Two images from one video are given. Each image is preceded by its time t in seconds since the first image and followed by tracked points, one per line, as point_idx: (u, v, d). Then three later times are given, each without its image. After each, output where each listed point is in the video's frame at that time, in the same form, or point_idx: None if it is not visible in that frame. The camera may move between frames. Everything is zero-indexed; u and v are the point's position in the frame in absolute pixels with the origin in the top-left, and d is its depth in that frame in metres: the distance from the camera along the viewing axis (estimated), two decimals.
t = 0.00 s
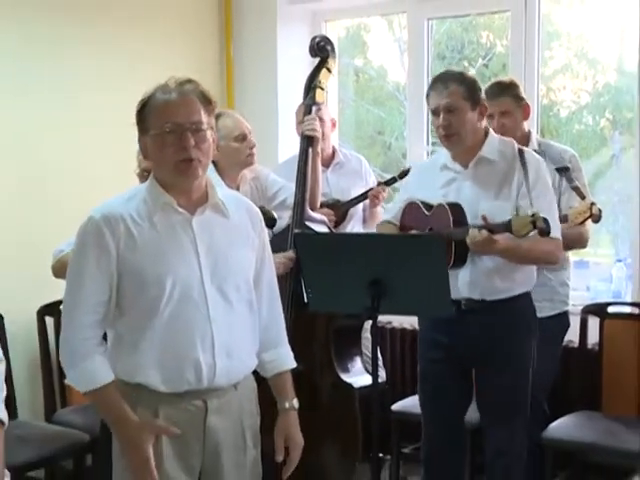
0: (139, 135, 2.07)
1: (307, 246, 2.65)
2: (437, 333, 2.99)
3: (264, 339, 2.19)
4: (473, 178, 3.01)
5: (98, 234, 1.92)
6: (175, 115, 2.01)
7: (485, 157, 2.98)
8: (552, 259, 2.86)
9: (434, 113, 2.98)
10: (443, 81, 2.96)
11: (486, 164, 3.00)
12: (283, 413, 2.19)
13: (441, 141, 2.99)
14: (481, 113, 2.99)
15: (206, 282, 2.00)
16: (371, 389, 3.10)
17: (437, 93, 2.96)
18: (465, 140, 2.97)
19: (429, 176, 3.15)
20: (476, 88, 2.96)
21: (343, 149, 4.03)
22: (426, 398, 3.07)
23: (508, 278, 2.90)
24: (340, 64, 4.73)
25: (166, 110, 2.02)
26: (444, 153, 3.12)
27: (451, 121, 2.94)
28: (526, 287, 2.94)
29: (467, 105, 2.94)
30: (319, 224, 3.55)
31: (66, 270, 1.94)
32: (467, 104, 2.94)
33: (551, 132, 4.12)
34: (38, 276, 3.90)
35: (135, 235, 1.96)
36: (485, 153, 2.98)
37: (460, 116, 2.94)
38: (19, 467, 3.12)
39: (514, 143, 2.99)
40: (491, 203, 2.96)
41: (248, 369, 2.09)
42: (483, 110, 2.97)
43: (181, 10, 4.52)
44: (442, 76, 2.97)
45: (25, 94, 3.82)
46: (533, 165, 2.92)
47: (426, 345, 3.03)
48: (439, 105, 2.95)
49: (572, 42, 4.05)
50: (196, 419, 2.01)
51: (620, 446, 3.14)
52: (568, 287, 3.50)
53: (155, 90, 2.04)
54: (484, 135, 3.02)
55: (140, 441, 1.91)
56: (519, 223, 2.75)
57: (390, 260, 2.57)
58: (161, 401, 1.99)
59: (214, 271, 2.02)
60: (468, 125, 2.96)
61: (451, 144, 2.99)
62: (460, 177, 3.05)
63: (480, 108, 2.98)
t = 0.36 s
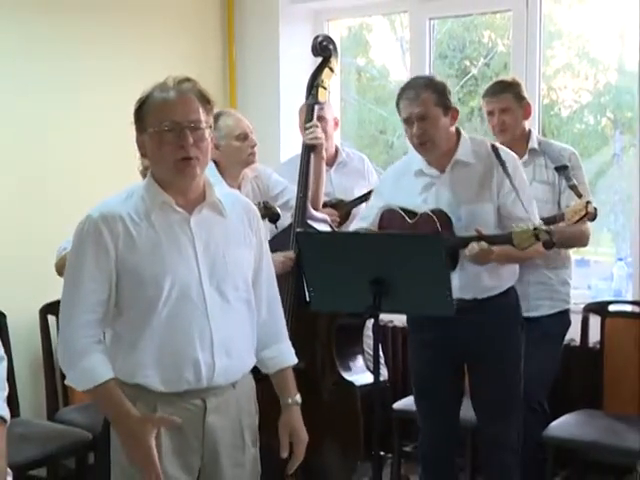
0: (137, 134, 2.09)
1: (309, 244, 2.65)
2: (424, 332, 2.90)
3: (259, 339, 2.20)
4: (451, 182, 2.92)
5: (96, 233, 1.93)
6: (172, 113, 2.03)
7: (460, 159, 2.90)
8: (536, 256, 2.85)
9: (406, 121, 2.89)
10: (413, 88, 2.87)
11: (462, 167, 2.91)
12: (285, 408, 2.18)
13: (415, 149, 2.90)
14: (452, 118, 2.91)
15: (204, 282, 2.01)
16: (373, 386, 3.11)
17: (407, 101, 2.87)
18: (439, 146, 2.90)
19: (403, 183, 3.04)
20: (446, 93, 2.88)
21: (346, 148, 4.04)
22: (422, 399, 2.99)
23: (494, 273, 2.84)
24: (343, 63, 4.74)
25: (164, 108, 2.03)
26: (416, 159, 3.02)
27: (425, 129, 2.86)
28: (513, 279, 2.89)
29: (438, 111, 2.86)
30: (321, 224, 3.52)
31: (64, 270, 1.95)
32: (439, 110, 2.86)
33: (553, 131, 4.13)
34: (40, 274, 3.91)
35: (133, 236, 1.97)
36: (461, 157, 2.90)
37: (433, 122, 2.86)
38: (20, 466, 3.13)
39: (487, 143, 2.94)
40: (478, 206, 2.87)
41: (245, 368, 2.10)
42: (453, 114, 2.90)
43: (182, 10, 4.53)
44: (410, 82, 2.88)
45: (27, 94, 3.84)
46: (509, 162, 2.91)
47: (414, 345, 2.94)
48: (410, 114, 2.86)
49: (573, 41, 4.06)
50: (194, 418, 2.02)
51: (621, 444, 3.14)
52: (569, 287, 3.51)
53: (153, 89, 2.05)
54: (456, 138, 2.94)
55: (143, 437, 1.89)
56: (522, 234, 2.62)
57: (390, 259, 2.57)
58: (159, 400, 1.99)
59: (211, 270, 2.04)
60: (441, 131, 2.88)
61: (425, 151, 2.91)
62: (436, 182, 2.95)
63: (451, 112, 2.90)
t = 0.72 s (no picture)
0: (134, 131, 2.08)
1: (308, 243, 2.65)
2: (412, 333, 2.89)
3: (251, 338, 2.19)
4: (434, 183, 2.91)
5: (99, 232, 1.93)
6: (179, 110, 2.03)
7: (441, 160, 2.90)
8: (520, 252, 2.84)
9: (387, 124, 2.86)
10: (393, 91, 2.84)
11: (444, 169, 2.91)
12: (280, 407, 2.18)
13: (397, 149, 2.89)
14: (432, 119, 2.89)
15: (205, 283, 2.01)
16: (373, 386, 3.10)
17: (388, 104, 2.84)
18: (421, 147, 2.89)
19: (384, 185, 3.03)
20: (426, 95, 2.85)
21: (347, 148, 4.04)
22: (416, 397, 2.97)
23: (481, 272, 2.82)
24: (342, 63, 4.74)
25: (170, 106, 2.03)
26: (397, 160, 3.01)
27: (407, 132, 2.84)
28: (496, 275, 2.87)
29: (420, 114, 2.84)
30: (321, 224, 3.49)
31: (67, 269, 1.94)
32: (420, 113, 2.84)
33: (552, 131, 4.13)
34: (40, 275, 3.91)
35: (135, 236, 1.96)
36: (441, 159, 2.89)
37: (415, 125, 2.84)
38: (20, 466, 3.13)
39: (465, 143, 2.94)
40: (464, 207, 2.88)
41: (243, 368, 2.10)
42: (434, 115, 2.88)
43: (182, 10, 4.53)
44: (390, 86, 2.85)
45: (27, 95, 3.84)
46: (491, 160, 2.92)
47: (406, 346, 2.92)
48: (391, 117, 2.84)
49: (572, 41, 4.06)
50: (195, 418, 2.01)
51: (621, 444, 3.14)
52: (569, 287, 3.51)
53: (157, 88, 2.06)
54: (436, 138, 2.92)
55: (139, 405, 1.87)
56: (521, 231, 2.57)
57: (392, 260, 2.57)
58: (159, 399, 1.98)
59: (212, 271, 2.04)
60: (423, 133, 2.87)
61: (407, 152, 2.89)
62: (419, 183, 2.95)
63: (432, 114, 2.88)
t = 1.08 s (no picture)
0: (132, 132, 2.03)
1: (308, 242, 2.65)
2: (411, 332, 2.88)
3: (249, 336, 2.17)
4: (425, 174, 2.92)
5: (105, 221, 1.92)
6: (178, 110, 1.98)
7: (434, 152, 2.91)
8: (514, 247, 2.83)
9: (383, 114, 2.87)
10: (389, 81, 2.86)
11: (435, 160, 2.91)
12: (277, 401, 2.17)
13: (392, 140, 2.89)
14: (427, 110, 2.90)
15: (208, 279, 2.01)
16: (373, 386, 3.09)
17: (384, 93, 2.85)
18: (417, 138, 2.89)
19: (378, 180, 3.05)
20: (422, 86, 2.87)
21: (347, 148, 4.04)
22: (415, 397, 2.96)
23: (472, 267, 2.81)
24: (341, 64, 4.75)
25: (170, 106, 1.98)
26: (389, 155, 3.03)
27: (403, 121, 2.85)
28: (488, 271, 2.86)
29: (416, 104, 2.85)
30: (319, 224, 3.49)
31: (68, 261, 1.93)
32: (416, 103, 2.85)
33: (551, 131, 4.13)
34: (40, 275, 3.91)
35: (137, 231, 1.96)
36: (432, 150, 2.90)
37: (411, 114, 2.85)
38: (19, 466, 3.13)
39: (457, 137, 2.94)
40: (453, 196, 2.86)
41: (241, 364, 2.09)
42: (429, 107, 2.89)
43: (182, 10, 4.53)
44: (387, 76, 2.86)
45: (27, 94, 3.84)
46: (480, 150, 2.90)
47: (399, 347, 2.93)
48: (389, 106, 2.84)
49: (571, 41, 4.07)
50: (199, 417, 1.99)
51: (621, 444, 3.14)
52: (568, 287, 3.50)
53: (156, 88, 2.01)
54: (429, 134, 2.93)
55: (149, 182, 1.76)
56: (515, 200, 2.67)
57: (391, 259, 2.56)
58: (164, 397, 1.96)
59: (214, 268, 2.03)
60: (419, 123, 2.87)
61: (402, 143, 2.90)
62: (411, 176, 2.96)
63: (427, 105, 2.89)
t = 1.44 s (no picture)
0: (129, 131, 2.04)
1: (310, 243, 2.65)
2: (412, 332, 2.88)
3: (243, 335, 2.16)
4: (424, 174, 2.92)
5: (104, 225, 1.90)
6: (173, 112, 2.00)
7: (431, 152, 2.90)
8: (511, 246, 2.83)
9: (382, 111, 2.89)
10: (388, 80, 2.89)
11: (433, 160, 2.91)
12: (262, 404, 2.20)
13: (390, 137, 2.90)
14: (425, 110, 2.92)
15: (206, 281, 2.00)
16: (373, 387, 3.08)
17: (383, 90, 2.88)
18: (414, 137, 2.90)
19: (375, 179, 3.04)
20: (420, 86, 2.90)
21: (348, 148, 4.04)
22: (413, 398, 2.95)
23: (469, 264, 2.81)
24: (341, 64, 4.75)
25: (166, 107, 2.01)
26: (386, 155, 3.02)
27: (401, 117, 2.86)
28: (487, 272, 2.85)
29: (414, 101, 2.87)
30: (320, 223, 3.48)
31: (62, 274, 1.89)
32: (414, 100, 2.87)
33: (549, 130, 4.13)
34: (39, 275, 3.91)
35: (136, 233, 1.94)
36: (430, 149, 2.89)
37: (409, 111, 2.86)
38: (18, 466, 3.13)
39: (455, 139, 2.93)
40: (450, 195, 2.87)
41: (237, 366, 2.08)
42: (427, 106, 2.91)
43: (181, 10, 4.53)
44: (386, 76, 2.90)
45: (27, 94, 3.84)
46: (478, 152, 2.90)
47: (397, 347, 2.94)
48: (387, 102, 2.86)
49: (570, 41, 4.07)
50: (197, 417, 1.98)
51: (622, 444, 3.14)
52: (566, 287, 3.50)
53: (153, 88, 2.03)
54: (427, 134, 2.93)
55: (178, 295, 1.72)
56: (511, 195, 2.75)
57: (390, 259, 2.56)
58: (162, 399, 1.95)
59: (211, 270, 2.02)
60: (416, 121, 2.89)
61: (400, 141, 2.90)
62: (409, 176, 2.96)
63: (425, 105, 2.91)
